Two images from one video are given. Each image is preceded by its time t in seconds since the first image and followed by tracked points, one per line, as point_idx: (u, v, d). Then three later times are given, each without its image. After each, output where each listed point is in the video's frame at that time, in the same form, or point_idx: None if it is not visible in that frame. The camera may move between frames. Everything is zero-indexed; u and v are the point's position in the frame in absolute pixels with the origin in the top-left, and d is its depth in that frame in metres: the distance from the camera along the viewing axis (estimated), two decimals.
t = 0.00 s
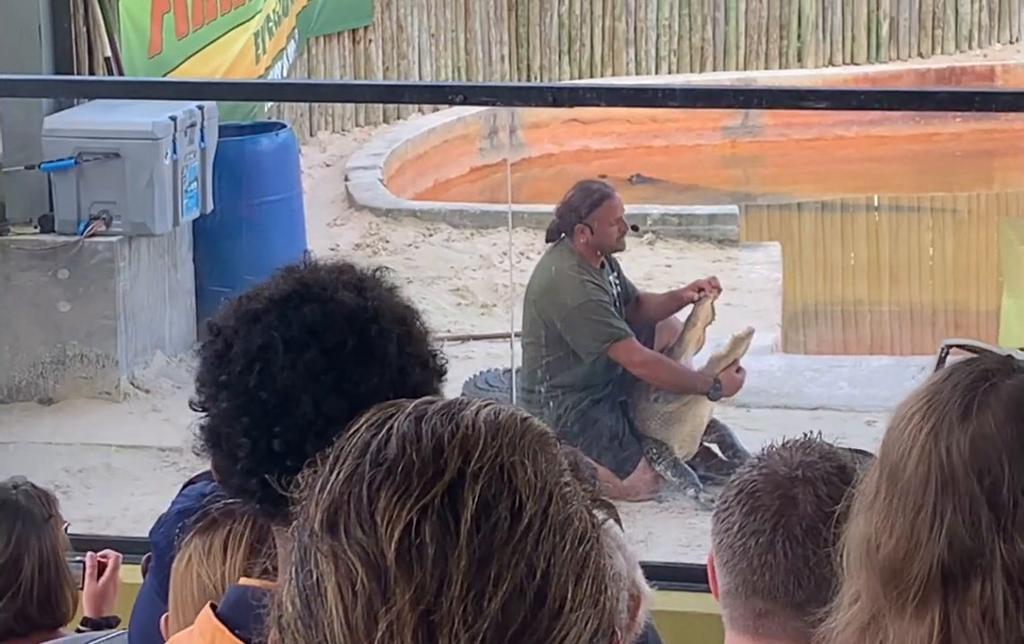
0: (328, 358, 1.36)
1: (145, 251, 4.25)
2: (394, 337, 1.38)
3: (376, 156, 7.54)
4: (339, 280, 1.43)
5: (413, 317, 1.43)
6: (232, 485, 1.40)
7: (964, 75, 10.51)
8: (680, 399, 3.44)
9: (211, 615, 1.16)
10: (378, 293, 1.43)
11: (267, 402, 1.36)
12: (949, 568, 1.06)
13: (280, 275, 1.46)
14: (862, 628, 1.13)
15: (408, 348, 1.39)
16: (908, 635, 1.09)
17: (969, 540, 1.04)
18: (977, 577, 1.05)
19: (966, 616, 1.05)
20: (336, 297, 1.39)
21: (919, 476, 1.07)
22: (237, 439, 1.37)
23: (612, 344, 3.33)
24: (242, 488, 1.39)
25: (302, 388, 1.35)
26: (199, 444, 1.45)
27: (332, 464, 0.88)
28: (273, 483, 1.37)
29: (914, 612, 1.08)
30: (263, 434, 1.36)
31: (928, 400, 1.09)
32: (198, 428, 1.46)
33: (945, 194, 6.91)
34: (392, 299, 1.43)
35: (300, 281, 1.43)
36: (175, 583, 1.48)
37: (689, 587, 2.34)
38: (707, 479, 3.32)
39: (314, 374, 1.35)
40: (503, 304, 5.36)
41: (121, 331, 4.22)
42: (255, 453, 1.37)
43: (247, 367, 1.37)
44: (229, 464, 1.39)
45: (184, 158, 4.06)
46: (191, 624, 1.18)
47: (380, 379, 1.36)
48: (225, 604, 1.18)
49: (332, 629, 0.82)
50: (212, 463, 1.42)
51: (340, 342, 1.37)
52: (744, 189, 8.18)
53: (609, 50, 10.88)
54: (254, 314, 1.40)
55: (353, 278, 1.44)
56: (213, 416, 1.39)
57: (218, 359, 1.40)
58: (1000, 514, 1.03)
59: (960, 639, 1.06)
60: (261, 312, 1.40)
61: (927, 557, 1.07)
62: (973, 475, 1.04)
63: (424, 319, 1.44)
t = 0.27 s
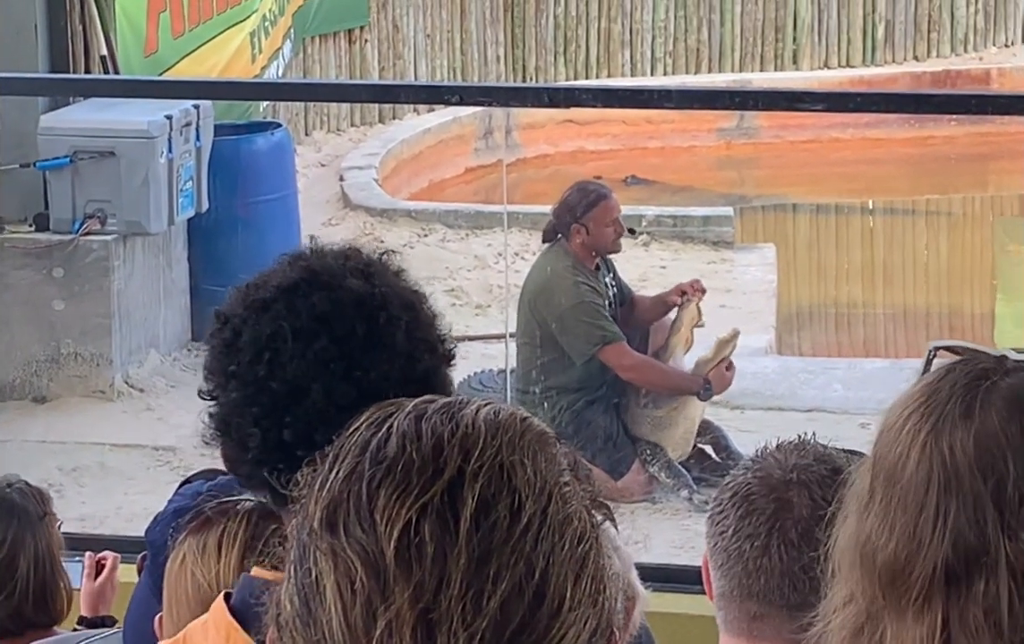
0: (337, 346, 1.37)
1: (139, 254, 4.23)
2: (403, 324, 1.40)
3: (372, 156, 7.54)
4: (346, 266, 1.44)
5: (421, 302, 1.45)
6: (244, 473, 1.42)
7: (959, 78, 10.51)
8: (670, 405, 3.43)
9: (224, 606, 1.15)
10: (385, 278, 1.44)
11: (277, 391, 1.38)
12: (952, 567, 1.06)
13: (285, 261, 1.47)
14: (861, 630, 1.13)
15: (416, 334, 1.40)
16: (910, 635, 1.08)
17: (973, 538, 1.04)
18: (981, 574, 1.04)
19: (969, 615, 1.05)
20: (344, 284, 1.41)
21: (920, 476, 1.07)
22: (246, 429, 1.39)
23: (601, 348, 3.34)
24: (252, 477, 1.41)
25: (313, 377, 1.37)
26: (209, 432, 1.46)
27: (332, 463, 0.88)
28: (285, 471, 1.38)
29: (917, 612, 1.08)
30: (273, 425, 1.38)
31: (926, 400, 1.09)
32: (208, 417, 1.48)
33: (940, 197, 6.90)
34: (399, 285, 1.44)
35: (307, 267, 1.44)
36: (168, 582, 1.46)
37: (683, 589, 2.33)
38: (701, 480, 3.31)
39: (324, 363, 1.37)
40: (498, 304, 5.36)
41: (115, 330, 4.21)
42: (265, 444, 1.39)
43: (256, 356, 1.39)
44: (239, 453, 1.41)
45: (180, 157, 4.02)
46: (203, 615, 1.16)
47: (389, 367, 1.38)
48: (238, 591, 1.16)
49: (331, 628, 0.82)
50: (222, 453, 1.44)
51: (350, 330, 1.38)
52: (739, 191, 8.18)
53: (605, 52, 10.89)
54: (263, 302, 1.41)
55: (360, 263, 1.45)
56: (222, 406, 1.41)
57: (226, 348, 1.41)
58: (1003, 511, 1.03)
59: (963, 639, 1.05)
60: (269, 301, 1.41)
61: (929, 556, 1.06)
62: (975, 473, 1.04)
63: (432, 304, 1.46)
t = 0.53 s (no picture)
0: (354, 351, 1.59)
1: (131, 258, 4.21)
2: (415, 329, 1.61)
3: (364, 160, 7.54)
4: (360, 271, 1.64)
5: (432, 305, 1.65)
6: (260, 469, 1.63)
7: (951, 83, 10.53)
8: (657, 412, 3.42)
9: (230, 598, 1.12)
10: (397, 283, 1.65)
11: (295, 395, 1.59)
12: (951, 569, 1.07)
13: (303, 266, 1.67)
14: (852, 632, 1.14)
15: (429, 338, 1.61)
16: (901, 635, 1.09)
17: (971, 538, 1.06)
18: (981, 575, 1.05)
19: (965, 617, 1.06)
20: (359, 291, 1.62)
21: (919, 477, 1.08)
22: (265, 432, 1.61)
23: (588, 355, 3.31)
24: (271, 471, 1.63)
25: (331, 380, 1.58)
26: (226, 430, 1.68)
27: (318, 465, 0.88)
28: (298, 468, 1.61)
29: (911, 612, 1.09)
30: (292, 429, 1.60)
31: (923, 402, 1.10)
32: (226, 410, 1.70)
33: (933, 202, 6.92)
34: (411, 288, 1.65)
35: (322, 272, 1.64)
36: (152, 590, 1.46)
37: (671, 593, 2.34)
38: (692, 484, 3.33)
39: (342, 366, 1.58)
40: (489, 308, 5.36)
41: (106, 334, 4.23)
42: (285, 440, 1.61)
43: (277, 361, 1.60)
44: (256, 454, 1.63)
45: (172, 160, 4.04)
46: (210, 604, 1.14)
47: (405, 371, 1.59)
48: (242, 580, 1.12)
49: (316, 631, 0.82)
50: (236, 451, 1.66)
51: (367, 335, 1.59)
52: (730, 196, 8.19)
53: (597, 55, 10.90)
54: (282, 308, 1.62)
55: (374, 267, 1.66)
56: (240, 410, 1.63)
57: (247, 351, 1.63)
58: (1003, 510, 1.05)
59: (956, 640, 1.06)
60: (289, 307, 1.62)
61: (925, 557, 1.07)
62: (975, 473, 1.05)
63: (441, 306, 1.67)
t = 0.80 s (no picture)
0: (340, 358, 1.61)
1: (122, 260, 4.21)
2: (398, 335, 1.63)
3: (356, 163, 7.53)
4: (347, 276, 1.67)
5: (411, 312, 1.67)
6: (247, 473, 1.64)
7: (943, 87, 10.54)
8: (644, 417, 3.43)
9: (219, 601, 1.12)
10: (378, 290, 1.67)
11: (284, 401, 1.61)
12: (1012, 568, 0.97)
13: (290, 273, 1.69)
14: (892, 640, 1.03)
15: (416, 344, 1.64)
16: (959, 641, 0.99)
17: None
18: None
19: None
20: (345, 299, 1.64)
21: (972, 471, 0.99)
22: (253, 438, 1.62)
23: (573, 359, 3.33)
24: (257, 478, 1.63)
25: (319, 387, 1.60)
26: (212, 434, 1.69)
27: (316, 463, 0.89)
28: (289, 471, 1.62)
29: (982, 624, 0.98)
30: (280, 435, 1.61)
31: (968, 398, 1.03)
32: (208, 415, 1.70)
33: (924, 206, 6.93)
34: (397, 293, 1.67)
35: (310, 279, 1.66)
36: (135, 596, 1.44)
37: (663, 596, 2.34)
38: (684, 486, 3.31)
39: (329, 374, 1.60)
40: (482, 310, 5.37)
41: (98, 336, 4.23)
42: (272, 445, 1.61)
43: (265, 365, 1.62)
44: (246, 458, 1.64)
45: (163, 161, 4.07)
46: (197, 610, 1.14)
47: (395, 376, 1.62)
48: (232, 583, 1.14)
49: (309, 629, 0.83)
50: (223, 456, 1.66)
51: (356, 341, 1.61)
52: (722, 200, 8.21)
53: (589, 58, 10.89)
54: (268, 315, 1.64)
55: (360, 273, 1.68)
56: (227, 415, 1.63)
57: (235, 356, 1.64)
58: None
59: None
60: (277, 314, 1.63)
61: (987, 561, 0.98)
62: None
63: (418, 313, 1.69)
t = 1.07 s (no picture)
0: (320, 362, 1.36)
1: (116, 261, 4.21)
2: (383, 335, 1.39)
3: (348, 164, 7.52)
4: (324, 276, 1.42)
5: (398, 309, 1.43)
6: (226, 486, 1.40)
7: (935, 89, 10.55)
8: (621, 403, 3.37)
9: (205, 606, 1.11)
10: (361, 287, 1.42)
11: (262, 407, 1.36)
12: (1016, 568, 0.94)
13: (265, 271, 1.44)
14: None
15: (396, 344, 1.39)
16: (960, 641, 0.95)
17: None
18: None
19: None
20: (322, 297, 1.39)
21: (971, 472, 0.96)
22: (231, 444, 1.38)
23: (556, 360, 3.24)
24: (238, 493, 1.39)
25: (297, 393, 1.35)
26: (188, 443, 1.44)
27: (321, 463, 0.89)
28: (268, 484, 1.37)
29: (984, 627, 0.94)
30: (258, 440, 1.37)
31: (969, 399, 1.00)
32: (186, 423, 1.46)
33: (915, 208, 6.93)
34: (377, 293, 1.43)
35: (286, 278, 1.41)
36: (122, 602, 1.40)
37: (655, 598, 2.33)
38: (674, 487, 3.35)
39: (307, 378, 1.35)
40: (473, 312, 5.36)
41: (90, 337, 4.15)
42: (250, 458, 1.37)
43: (239, 372, 1.37)
44: (223, 468, 1.39)
45: (156, 163, 4.03)
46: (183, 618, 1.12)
47: (373, 379, 1.37)
48: (220, 590, 1.12)
49: (311, 628, 0.83)
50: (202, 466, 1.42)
51: (332, 343, 1.37)
52: (714, 202, 8.21)
53: (581, 60, 10.90)
54: (241, 317, 1.39)
55: (336, 273, 1.43)
56: (204, 421, 1.39)
57: (208, 363, 1.40)
58: None
59: None
60: (248, 315, 1.38)
61: (988, 562, 0.94)
62: None
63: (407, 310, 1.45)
